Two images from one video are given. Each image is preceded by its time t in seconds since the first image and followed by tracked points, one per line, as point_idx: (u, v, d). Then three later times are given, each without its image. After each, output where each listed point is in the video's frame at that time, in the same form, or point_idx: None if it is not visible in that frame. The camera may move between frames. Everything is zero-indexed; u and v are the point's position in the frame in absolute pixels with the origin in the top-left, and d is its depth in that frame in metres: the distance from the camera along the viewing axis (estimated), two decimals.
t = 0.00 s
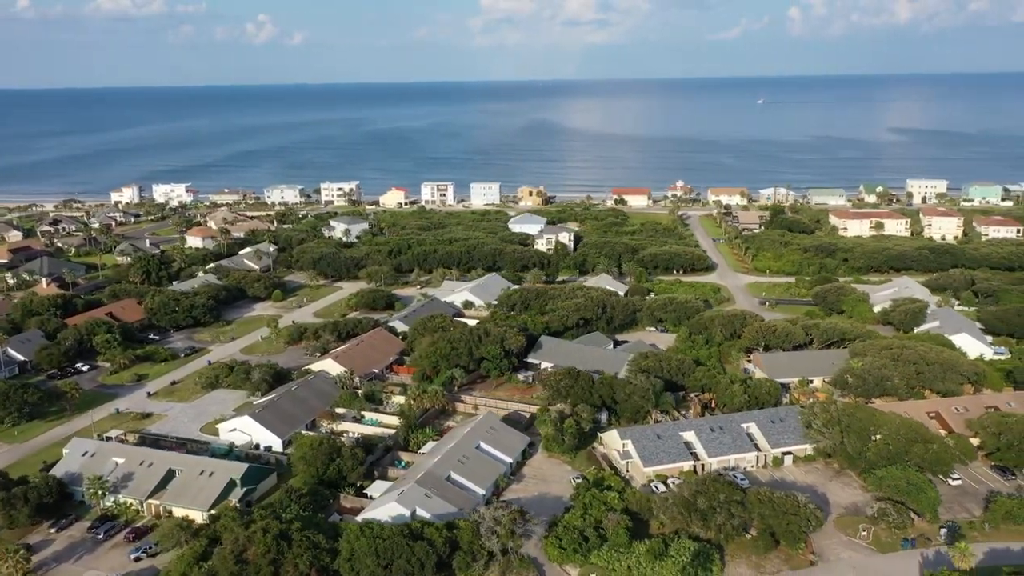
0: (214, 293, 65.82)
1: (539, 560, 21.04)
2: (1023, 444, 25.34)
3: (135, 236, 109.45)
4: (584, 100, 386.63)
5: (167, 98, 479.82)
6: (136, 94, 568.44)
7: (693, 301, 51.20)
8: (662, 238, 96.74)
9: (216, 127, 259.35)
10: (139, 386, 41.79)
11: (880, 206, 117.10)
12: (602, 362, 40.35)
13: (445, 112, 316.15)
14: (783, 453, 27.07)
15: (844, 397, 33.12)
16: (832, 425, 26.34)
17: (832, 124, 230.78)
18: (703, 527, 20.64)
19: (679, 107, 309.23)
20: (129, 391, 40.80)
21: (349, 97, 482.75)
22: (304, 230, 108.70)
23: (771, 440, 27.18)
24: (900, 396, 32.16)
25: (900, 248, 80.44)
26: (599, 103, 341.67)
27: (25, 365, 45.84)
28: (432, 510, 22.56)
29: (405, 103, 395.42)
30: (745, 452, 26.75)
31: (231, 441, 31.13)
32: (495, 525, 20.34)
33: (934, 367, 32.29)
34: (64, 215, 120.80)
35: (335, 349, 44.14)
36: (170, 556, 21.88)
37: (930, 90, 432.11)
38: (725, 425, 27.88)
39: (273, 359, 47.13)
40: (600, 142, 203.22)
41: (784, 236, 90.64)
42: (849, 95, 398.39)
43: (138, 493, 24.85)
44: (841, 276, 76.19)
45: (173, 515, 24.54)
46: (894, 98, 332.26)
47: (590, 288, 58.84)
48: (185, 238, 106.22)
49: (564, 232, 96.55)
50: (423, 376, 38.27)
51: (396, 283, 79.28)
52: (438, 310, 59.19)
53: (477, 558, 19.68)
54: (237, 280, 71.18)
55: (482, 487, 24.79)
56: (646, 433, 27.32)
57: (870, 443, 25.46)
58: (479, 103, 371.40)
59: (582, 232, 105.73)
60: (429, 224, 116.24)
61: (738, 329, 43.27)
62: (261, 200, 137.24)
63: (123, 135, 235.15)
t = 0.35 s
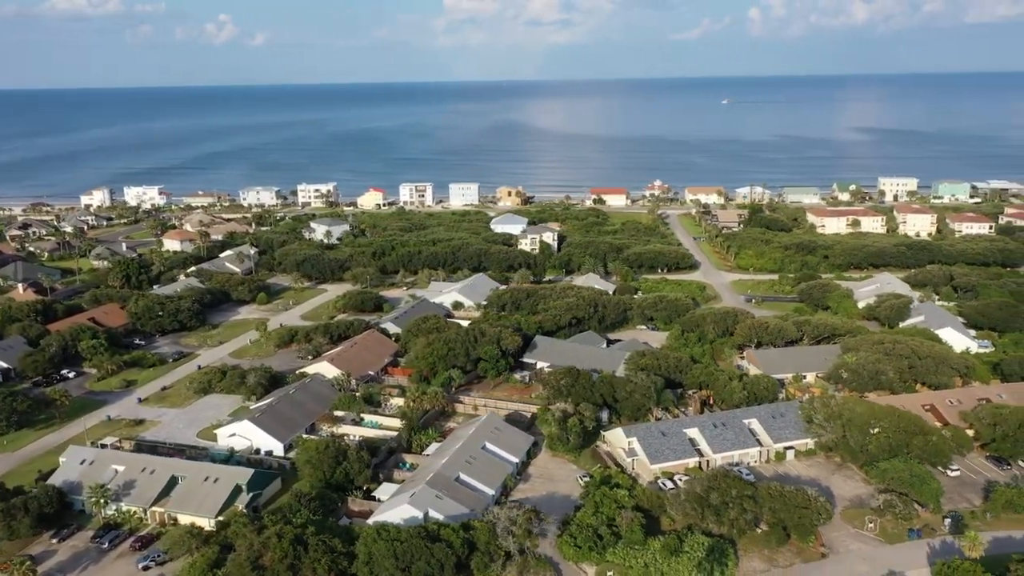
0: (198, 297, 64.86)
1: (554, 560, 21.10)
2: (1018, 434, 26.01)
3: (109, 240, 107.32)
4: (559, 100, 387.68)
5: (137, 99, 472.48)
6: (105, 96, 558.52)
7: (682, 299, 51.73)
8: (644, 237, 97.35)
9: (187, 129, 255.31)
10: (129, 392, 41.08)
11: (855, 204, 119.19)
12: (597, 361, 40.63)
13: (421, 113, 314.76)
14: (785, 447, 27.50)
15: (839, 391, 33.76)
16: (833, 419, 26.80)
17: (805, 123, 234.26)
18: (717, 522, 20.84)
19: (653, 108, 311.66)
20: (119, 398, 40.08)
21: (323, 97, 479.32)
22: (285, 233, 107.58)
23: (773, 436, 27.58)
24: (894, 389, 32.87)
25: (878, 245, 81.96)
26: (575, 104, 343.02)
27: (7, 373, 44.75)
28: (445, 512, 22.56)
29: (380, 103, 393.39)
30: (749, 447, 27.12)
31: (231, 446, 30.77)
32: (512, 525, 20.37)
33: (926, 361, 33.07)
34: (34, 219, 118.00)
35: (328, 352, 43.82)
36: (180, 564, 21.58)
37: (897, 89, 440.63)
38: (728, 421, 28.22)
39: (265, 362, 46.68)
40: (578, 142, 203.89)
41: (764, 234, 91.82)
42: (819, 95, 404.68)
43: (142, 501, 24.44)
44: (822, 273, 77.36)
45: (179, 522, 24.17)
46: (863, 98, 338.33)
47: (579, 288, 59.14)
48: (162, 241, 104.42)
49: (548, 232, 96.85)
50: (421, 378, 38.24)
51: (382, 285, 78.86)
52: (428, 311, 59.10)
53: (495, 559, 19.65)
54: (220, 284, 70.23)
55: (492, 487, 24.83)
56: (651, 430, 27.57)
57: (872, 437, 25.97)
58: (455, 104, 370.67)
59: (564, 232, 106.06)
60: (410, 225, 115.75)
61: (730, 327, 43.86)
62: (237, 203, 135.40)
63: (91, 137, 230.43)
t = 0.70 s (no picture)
0: (185, 301, 63.98)
1: (569, 559, 21.17)
2: (1014, 426, 26.58)
3: (86, 244, 105.41)
4: (537, 100, 388.24)
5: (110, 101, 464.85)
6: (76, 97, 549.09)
7: (674, 298, 52.12)
8: (629, 237, 97.80)
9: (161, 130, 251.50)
10: (121, 398, 40.45)
11: (834, 202, 120.86)
12: (595, 360, 40.80)
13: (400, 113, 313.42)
14: (788, 443, 27.85)
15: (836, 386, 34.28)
16: (836, 414, 27.19)
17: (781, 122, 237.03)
18: (730, 519, 21.04)
19: (631, 108, 313.49)
20: (112, 404, 39.41)
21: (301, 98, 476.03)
22: (267, 234, 106.47)
23: (776, 432, 27.92)
24: (890, 384, 33.44)
25: (860, 243, 83.19)
26: (554, 104, 343.73)
27: None
28: (458, 513, 22.55)
29: (358, 104, 390.65)
30: (753, 443, 27.42)
31: (233, 450, 30.43)
32: (529, 526, 20.41)
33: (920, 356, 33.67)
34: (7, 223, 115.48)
35: (324, 355, 43.52)
36: (192, 570, 21.34)
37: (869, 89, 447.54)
38: (732, 418, 28.49)
39: (258, 366, 46.23)
40: (558, 142, 204.29)
41: (748, 233, 92.77)
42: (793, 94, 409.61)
43: (148, 508, 24.11)
44: (806, 271, 78.33)
45: (186, 529, 23.89)
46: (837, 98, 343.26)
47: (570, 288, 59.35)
48: (141, 245, 102.77)
49: (534, 232, 96.95)
50: (420, 379, 38.17)
51: (370, 287, 78.38)
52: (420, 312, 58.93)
53: (512, 559, 19.68)
54: (207, 287, 69.33)
55: (501, 487, 24.85)
56: (656, 428, 27.77)
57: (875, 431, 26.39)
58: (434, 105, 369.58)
59: (548, 232, 106.23)
60: (393, 226, 115.23)
61: (724, 325, 44.29)
62: (215, 205, 133.67)
63: (62, 139, 225.97)
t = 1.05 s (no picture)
0: (165, 305, 62.83)
1: (580, 558, 21.28)
2: (1003, 418, 27.27)
3: (56, 248, 103.07)
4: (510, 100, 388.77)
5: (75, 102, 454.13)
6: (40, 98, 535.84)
7: (661, 297, 52.55)
8: (609, 237, 98.31)
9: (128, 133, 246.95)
10: (108, 405, 39.65)
11: (807, 201, 122.76)
12: (587, 359, 41.00)
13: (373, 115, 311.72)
14: (784, 438, 28.32)
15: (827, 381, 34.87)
16: (831, 408, 27.73)
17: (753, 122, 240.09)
18: (737, 514, 21.29)
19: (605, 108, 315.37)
20: (98, 411, 38.63)
21: (273, 99, 469.30)
22: (245, 237, 105.02)
23: (774, 427, 28.34)
24: (879, 379, 34.17)
25: (836, 240, 84.64)
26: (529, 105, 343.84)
27: None
28: (466, 514, 22.52)
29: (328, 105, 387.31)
30: (751, 439, 27.80)
31: (230, 455, 30.05)
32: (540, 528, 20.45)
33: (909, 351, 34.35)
34: None
35: (313, 358, 43.17)
36: None
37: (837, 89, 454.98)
38: (729, 414, 28.83)
39: (247, 371, 45.65)
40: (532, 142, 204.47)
41: (726, 232, 93.88)
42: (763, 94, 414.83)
43: (149, 517, 23.74)
44: (786, 269, 79.46)
45: (189, 537, 23.56)
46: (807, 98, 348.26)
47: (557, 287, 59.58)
48: (114, 248, 100.74)
49: (517, 233, 96.96)
50: (414, 380, 38.08)
51: (353, 289, 77.76)
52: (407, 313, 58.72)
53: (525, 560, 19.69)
54: (187, 291, 68.22)
55: (506, 488, 24.89)
56: (656, 425, 28.00)
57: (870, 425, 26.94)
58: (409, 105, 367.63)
59: (528, 232, 106.40)
60: (372, 227, 114.51)
61: (714, 322, 44.80)
62: (186, 208, 131.57)
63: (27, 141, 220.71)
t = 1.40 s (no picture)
0: (137, 311, 61.42)
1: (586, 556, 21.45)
2: (984, 407, 28.22)
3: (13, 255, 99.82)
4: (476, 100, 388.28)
5: (30, 104, 441.50)
6: None
7: (642, 296, 53.11)
8: (582, 237, 98.87)
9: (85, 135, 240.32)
10: (87, 414, 38.67)
11: (773, 200, 125.04)
12: (573, 359, 41.28)
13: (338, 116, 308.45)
14: (775, 432, 28.91)
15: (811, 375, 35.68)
16: (820, 402, 28.41)
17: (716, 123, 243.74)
18: (739, 508, 21.69)
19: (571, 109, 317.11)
20: (78, 420, 37.68)
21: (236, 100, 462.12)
22: (214, 240, 103.08)
23: (764, 422, 28.90)
24: (861, 372, 35.11)
25: (805, 238, 86.40)
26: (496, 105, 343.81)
27: None
28: (469, 516, 22.54)
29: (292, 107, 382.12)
30: (743, 435, 28.33)
31: (221, 463, 29.62)
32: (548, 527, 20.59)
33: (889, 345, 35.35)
34: None
35: (297, 363, 42.68)
36: None
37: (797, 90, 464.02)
38: (721, 410, 29.30)
39: (229, 376, 44.91)
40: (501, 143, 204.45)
41: (698, 231, 95.11)
42: (725, 94, 421.08)
43: (144, 527, 23.29)
44: (758, 266, 80.83)
45: (187, 546, 23.20)
46: (767, 99, 354.72)
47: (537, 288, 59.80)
48: (76, 253, 97.97)
49: (491, 234, 96.94)
50: (402, 382, 37.93)
51: (328, 292, 76.85)
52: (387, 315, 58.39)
53: (536, 560, 19.77)
54: (159, 296, 66.73)
55: (507, 489, 24.96)
56: (651, 423, 28.34)
57: (859, 418, 27.66)
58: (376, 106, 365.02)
59: (501, 232, 106.44)
60: (343, 229, 113.33)
61: (696, 320, 45.47)
62: (149, 212, 128.54)
63: None
